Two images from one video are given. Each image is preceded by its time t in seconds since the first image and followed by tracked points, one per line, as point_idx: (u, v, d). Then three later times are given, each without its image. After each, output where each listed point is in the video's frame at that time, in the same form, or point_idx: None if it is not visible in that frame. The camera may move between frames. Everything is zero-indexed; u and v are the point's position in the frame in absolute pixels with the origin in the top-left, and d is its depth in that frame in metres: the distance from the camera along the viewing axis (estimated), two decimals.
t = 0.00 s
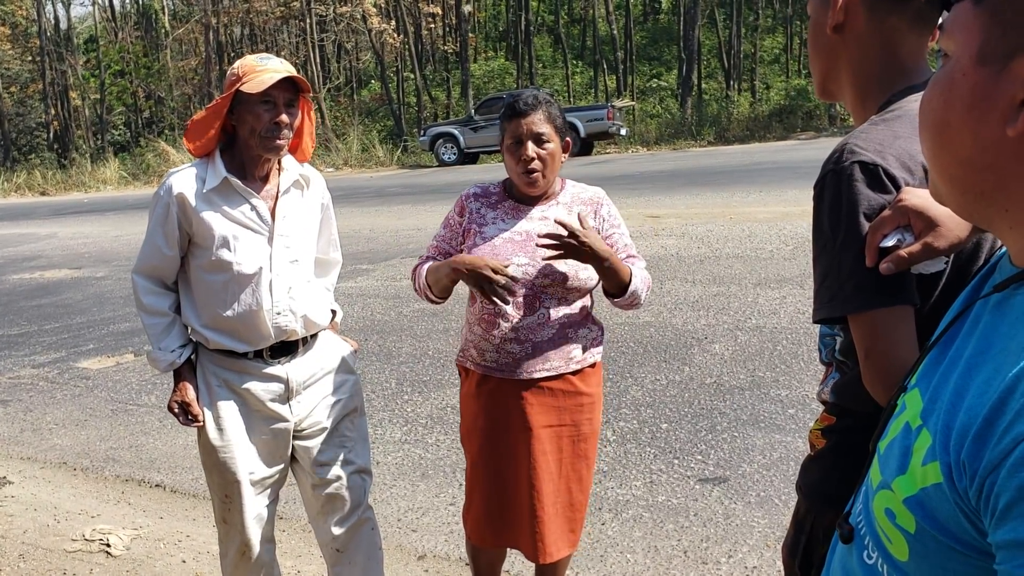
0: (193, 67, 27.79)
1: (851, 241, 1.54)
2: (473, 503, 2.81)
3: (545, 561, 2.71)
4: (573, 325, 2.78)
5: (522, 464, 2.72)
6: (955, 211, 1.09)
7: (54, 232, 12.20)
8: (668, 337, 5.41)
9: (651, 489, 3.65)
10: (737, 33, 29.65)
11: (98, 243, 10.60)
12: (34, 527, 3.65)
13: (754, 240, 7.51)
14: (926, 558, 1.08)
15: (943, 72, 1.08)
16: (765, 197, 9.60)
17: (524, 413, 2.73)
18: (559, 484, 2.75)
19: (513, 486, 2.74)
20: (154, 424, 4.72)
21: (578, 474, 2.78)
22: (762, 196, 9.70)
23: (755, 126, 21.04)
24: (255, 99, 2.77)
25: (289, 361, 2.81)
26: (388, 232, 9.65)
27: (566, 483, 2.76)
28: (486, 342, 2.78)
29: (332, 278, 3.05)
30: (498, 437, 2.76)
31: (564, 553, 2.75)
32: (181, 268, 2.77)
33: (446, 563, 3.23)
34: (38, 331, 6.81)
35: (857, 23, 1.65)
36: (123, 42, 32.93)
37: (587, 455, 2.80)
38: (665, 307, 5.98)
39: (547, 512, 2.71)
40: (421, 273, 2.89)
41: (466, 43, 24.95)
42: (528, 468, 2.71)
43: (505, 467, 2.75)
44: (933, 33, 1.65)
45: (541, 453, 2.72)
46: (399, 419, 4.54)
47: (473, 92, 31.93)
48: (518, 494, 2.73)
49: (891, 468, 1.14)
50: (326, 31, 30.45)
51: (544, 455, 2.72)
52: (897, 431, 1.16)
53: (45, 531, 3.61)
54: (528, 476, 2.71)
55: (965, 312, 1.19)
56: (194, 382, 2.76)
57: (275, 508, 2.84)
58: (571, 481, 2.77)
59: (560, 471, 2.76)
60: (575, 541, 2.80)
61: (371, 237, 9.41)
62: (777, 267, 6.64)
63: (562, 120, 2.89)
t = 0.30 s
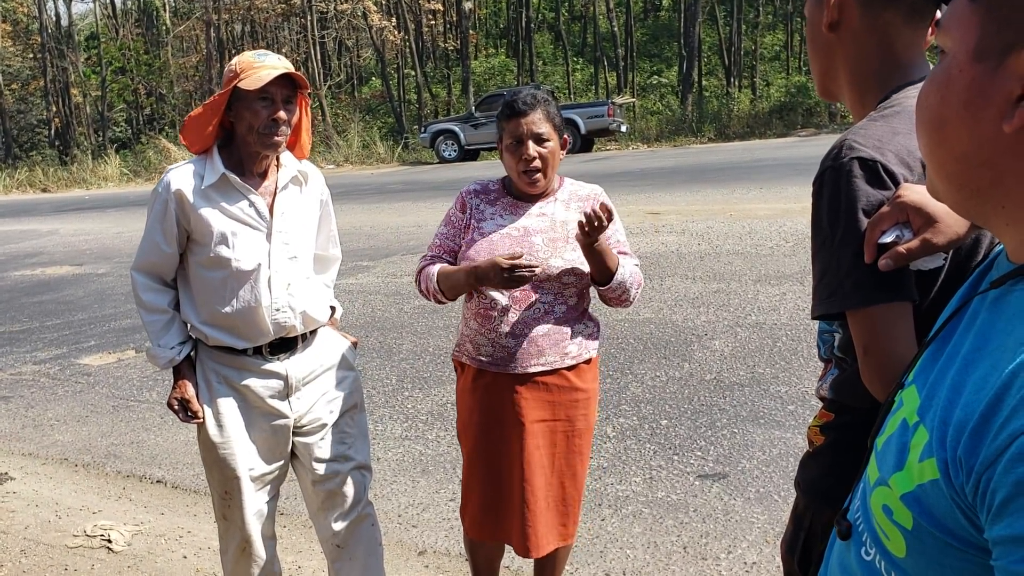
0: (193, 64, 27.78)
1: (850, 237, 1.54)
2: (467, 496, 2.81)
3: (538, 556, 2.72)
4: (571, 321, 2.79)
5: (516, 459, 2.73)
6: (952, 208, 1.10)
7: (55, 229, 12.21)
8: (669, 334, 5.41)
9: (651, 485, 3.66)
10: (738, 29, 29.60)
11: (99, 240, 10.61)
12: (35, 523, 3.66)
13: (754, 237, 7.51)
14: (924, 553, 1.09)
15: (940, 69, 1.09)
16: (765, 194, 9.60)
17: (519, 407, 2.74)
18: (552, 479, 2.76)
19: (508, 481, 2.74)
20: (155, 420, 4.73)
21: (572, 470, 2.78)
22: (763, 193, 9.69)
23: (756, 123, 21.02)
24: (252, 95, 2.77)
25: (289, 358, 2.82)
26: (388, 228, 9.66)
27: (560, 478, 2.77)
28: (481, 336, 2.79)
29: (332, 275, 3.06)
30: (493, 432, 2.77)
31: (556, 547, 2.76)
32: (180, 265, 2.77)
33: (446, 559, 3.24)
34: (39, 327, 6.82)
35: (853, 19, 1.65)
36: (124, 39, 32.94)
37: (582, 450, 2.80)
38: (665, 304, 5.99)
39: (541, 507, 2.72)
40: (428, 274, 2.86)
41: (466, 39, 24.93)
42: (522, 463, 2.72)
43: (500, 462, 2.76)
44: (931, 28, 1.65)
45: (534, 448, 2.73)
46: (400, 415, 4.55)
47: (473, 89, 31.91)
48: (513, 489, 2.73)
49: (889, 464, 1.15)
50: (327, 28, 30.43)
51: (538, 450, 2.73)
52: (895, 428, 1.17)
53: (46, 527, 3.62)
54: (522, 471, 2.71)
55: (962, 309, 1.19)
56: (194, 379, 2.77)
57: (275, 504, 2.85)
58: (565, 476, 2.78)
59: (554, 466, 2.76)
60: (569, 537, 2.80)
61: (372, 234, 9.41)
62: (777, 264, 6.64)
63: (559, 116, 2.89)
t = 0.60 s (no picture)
0: (195, 64, 27.79)
1: (848, 237, 1.54)
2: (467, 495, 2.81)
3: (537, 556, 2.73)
4: (570, 322, 2.79)
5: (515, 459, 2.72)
6: (948, 208, 1.09)
7: (56, 229, 12.22)
8: (670, 333, 5.41)
9: (652, 485, 3.66)
10: (739, 29, 29.55)
11: (100, 241, 10.62)
12: (37, 523, 3.67)
13: (755, 236, 7.51)
14: (919, 553, 1.09)
15: (936, 71, 1.08)
16: (766, 194, 9.59)
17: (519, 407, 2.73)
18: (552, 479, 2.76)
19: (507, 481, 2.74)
20: (156, 421, 4.74)
21: (572, 469, 2.79)
22: (764, 193, 9.69)
23: (756, 122, 21.01)
24: (250, 96, 2.77)
25: (288, 358, 2.82)
26: (390, 228, 9.66)
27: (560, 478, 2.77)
28: (482, 335, 2.79)
29: (331, 275, 3.06)
30: (493, 432, 2.76)
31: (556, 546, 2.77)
32: (178, 267, 2.78)
33: (448, 559, 3.25)
34: (41, 327, 6.83)
35: (850, 20, 1.65)
36: (126, 39, 32.96)
37: (582, 450, 2.81)
38: (666, 304, 5.98)
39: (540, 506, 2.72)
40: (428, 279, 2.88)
41: (467, 39, 24.90)
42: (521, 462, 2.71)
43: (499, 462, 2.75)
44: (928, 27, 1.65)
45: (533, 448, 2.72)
46: (400, 415, 4.55)
47: (474, 88, 31.89)
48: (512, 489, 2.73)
49: (884, 463, 1.15)
50: (328, 28, 30.43)
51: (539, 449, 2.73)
52: (889, 427, 1.17)
53: (48, 528, 3.62)
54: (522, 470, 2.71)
55: (957, 309, 1.19)
56: (193, 380, 2.77)
57: (275, 504, 2.85)
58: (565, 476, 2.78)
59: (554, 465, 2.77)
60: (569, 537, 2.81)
61: (373, 234, 9.42)
62: (779, 263, 6.63)
63: (560, 119, 2.88)
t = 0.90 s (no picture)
0: (199, 64, 27.82)
1: (849, 236, 1.54)
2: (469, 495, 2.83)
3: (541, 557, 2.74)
4: (572, 322, 2.78)
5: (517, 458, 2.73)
6: (948, 206, 1.09)
7: (61, 229, 12.25)
8: (673, 333, 5.40)
9: (655, 484, 3.66)
10: (743, 28, 29.50)
11: (104, 240, 10.64)
12: (40, 522, 3.68)
13: (759, 236, 7.49)
14: (916, 550, 1.08)
15: (936, 69, 1.08)
16: (770, 193, 9.57)
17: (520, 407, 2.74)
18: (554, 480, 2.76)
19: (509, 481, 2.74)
20: (159, 420, 4.75)
21: (574, 470, 2.78)
22: (768, 192, 9.67)
23: (760, 121, 20.97)
24: (253, 95, 2.78)
25: (291, 358, 2.82)
26: (393, 228, 9.66)
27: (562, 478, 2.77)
28: (483, 335, 2.78)
29: (332, 275, 3.07)
30: (494, 431, 2.77)
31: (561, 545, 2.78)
32: (181, 266, 2.78)
33: (450, 558, 3.25)
34: (45, 327, 6.84)
35: (853, 20, 1.65)
36: (130, 39, 33.01)
37: (584, 451, 2.80)
38: (670, 303, 5.98)
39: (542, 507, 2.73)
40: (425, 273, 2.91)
41: (471, 38, 24.88)
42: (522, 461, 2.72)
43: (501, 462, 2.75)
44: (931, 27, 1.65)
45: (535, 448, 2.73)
46: (403, 415, 4.56)
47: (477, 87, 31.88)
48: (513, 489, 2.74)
49: (882, 460, 1.15)
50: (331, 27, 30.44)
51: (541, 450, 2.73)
52: (887, 425, 1.16)
53: (52, 527, 3.63)
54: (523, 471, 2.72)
55: (956, 306, 1.19)
56: (195, 380, 2.77)
57: (278, 503, 2.85)
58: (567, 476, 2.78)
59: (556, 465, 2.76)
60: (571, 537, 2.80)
61: (377, 233, 9.42)
62: (782, 262, 6.62)
63: (564, 115, 2.88)
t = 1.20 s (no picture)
0: (203, 63, 27.86)
1: (853, 235, 1.53)
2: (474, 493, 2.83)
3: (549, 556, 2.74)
4: (579, 322, 2.78)
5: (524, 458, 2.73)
6: (951, 203, 1.09)
7: (66, 227, 12.27)
8: (677, 332, 5.40)
9: (659, 483, 3.65)
10: (747, 27, 29.46)
11: (109, 239, 10.66)
12: (45, 520, 3.68)
13: (763, 235, 7.48)
14: (917, 547, 1.08)
15: (939, 67, 1.08)
16: (775, 191, 9.55)
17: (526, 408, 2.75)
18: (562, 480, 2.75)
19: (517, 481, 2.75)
20: (164, 418, 4.75)
21: (583, 470, 2.77)
22: (772, 190, 9.65)
23: (765, 120, 20.94)
24: (258, 94, 2.78)
25: (294, 356, 2.82)
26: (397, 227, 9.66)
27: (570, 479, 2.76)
28: (492, 338, 2.77)
29: (336, 273, 3.07)
30: (500, 431, 2.77)
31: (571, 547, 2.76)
32: (185, 264, 2.78)
33: (454, 557, 3.25)
34: (50, 325, 6.86)
35: (860, 16, 1.64)
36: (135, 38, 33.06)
37: (591, 451, 2.80)
38: (674, 302, 5.97)
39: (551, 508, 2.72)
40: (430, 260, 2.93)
41: (475, 37, 24.87)
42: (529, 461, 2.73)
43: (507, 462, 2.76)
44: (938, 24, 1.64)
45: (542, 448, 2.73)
46: (407, 413, 4.56)
47: (481, 86, 31.87)
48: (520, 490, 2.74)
49: (883, 456, 1.14)
50: (336, 26, 30.46)
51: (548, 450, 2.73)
52: (888, 421, 1.16)
53: (57, 524, 3.64)
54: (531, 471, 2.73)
55: (959, 302, 1.18)
56: (199, 378, 2.78)
57: (282, 502, 2.85)
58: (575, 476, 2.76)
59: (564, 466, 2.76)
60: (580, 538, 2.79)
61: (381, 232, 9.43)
62: (787, 261, 6.60)
63: (582, 121, 2.82)
